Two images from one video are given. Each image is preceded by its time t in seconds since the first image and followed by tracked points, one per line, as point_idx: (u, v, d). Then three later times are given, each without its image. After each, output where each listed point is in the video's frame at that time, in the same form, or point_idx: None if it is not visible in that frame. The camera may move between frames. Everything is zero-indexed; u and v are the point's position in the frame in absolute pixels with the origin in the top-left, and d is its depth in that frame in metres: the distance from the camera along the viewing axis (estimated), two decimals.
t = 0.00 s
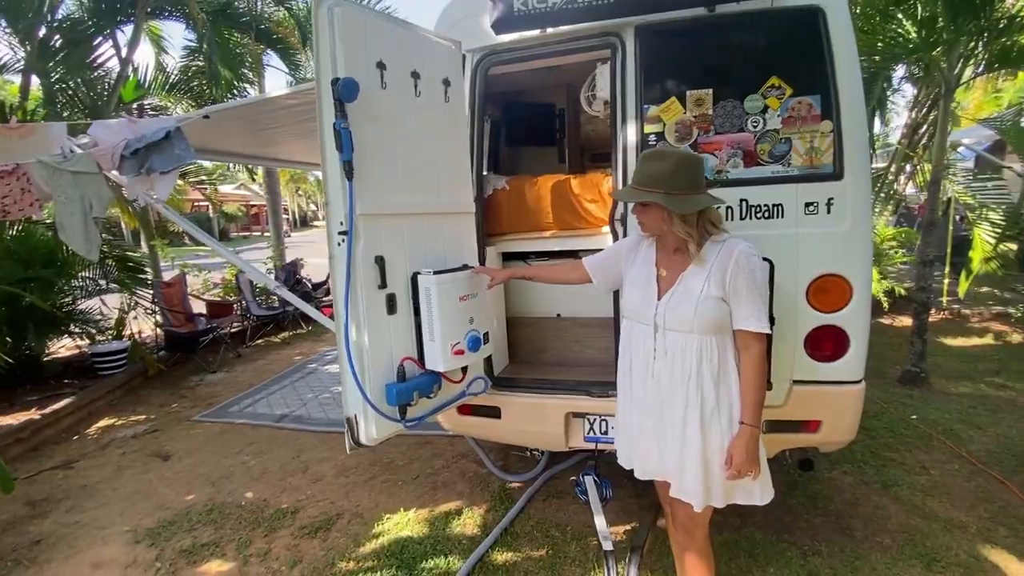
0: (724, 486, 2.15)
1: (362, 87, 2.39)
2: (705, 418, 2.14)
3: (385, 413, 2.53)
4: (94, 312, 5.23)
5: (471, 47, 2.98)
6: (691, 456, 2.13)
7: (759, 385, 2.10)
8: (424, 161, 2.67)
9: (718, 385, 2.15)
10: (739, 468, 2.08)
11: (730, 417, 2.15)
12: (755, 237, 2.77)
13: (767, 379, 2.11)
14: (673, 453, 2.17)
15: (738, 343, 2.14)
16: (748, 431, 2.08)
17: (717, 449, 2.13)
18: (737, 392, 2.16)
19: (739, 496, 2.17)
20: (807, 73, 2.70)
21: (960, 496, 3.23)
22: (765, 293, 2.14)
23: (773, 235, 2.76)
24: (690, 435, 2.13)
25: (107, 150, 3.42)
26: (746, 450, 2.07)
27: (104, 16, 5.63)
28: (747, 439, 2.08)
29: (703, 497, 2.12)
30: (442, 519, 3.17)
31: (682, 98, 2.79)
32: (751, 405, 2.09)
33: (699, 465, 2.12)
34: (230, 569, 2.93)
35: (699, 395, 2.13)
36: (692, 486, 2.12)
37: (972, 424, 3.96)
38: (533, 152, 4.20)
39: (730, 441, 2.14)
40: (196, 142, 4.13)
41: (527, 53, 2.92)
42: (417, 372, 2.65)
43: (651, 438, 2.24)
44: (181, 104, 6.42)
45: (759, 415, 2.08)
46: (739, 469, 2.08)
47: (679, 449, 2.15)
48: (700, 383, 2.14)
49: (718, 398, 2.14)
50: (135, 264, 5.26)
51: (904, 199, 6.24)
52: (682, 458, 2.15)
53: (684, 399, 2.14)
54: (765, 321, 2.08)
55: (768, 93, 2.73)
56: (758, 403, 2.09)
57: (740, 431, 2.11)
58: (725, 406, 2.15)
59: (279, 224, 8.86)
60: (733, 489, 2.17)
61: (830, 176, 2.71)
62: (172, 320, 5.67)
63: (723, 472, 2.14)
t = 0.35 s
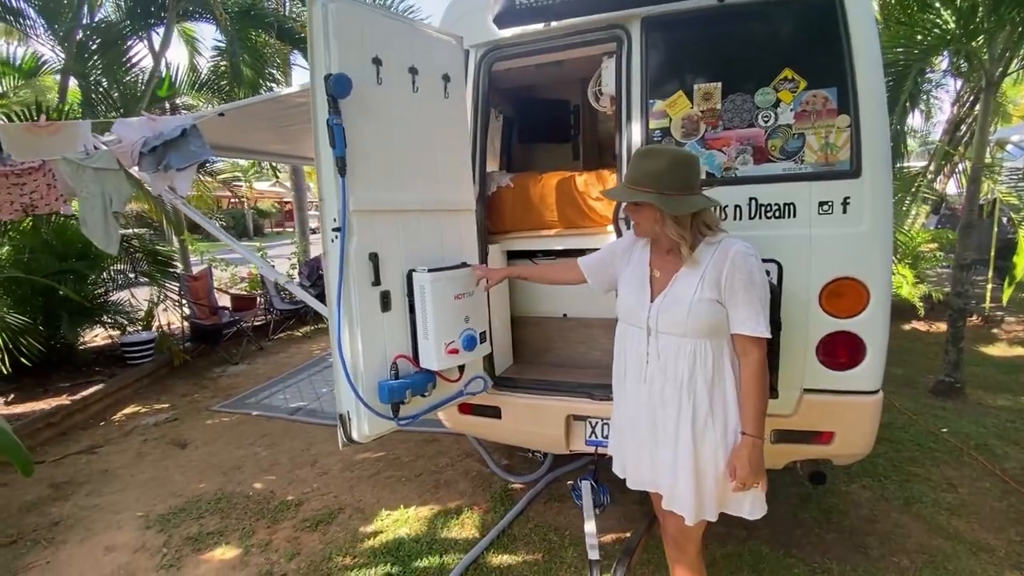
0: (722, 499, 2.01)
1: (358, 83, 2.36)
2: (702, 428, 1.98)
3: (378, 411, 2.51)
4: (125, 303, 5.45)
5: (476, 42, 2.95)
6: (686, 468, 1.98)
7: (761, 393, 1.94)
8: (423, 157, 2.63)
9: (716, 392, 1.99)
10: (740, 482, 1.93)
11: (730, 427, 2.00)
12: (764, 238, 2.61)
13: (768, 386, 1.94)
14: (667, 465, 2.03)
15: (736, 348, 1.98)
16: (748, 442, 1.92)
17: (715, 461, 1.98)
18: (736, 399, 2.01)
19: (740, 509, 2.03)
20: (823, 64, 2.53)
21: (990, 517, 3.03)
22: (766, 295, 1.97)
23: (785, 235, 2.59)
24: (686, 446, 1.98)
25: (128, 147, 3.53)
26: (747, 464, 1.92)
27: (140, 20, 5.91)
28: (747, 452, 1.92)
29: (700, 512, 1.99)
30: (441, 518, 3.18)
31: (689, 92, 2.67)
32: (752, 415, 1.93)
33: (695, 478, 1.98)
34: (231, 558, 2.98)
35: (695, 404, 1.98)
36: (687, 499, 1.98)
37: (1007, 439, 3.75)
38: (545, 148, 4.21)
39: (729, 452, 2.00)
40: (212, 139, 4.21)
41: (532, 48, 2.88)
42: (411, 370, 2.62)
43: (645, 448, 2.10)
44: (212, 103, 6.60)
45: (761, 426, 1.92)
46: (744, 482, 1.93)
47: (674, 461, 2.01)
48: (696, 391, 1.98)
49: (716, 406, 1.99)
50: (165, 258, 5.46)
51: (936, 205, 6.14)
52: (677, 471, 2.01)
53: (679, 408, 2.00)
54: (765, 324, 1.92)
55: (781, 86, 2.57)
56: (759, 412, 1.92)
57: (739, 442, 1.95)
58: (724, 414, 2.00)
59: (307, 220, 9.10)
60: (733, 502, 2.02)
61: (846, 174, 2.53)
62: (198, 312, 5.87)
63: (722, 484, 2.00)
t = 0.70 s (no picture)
0: (706, 519, 1.92)
1: (348, 80, 2.30)
2: (687, 443, 1.90)
3: (365, 414, 2.45)
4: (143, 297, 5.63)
5: (476, 39, 2.88)
6: (668, 485, 1.91)
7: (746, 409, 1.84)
8: (417, 155, 2.56)
9: (703, 407, 1.90)
10: (716, 502, 1.84)
11: (715, 443, 1.91)
12: (770, 243, 2.45)
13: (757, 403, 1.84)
14: (651, 481, 1.94)
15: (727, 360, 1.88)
16: (731, 461, 1.82)
17: (699, 480, 1.89)
18: (725, 415, 1.91)
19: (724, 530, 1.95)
20: (837, 58, 2.35)
21: (1016, 543, 2.83)
22: (762, 306, 1.87)
23: (792, 239, 2.42)
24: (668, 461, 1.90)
25: (137, 145, 3.60)
26: (726, 484, 1.82)
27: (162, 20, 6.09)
28: (726, 470, 1.83)
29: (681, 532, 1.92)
30: (435, 523, 3.12)
31: (694, 89, 2.52)
32: (738, 432, 1.83)
33: (677, 496, 1.90)
34: (225, 554, 2.97)
35: (680, 418, 1.89)
36: (669, 519, 1.91)
37: None
38: (556, 150, 4.27)
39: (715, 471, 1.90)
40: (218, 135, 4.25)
41: (533, 44, 2.79)
42: (400, 372, 2.56)
43: (628, 461, 2.02)
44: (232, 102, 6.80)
45: (744, 444, 1.83)
46: (719, 503, 1.84)
47: (656, 477, 1.93)
48: (682, 404, 1.90)
49: (703, 421, 1.90)
50: (183, 254, 5.68)
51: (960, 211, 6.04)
52: (658, 487, 1.93)
53: (664, 422, 1.91)
54: (758, 338, 1.82)
55: (791, 82, 2.40)
56: (744, 429, 1.83)
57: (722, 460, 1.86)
58: (711, 430, 1.91)
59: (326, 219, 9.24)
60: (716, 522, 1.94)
61: (861, 175, 2.35)
62: (213, 308, 5.99)
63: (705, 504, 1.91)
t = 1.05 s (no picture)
0: (687, 538, 1.86)
1: (336, 80, 2.24)
2: (666, 458, 1.84)
3: (351, 417, 2.43)
4: (154, 293, 5.79)
5: (473, 39, 2.83)
6: (646, 500, 1.85)
7: (736, 424, 1.77)
8: (407, 155, 2.51)
9: (685, 420, 1.84)
10: (707, 521, 1.77)
11: (699, 458, 1.84)
12: (766, 250, 2.30)
13: (743, 418, 1.78)
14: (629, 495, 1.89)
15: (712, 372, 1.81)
16: (720, 478, 1.76)
17: (679, 496, 1.83)
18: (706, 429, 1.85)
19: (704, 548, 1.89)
20: (840, 58, 2.20)
21: None
22: (747, 318, 1.79)
23: (791, 247, 2.27)
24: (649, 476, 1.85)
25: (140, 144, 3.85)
26: (716, 502, 1.75)
27: (178, 21, 6.21)
28: (716, 488, 1.76)
29: (657, 549, 1.86)
30: (425, 527, 3.09)
31: (690, 90, 2.40)
32: (724, 448, 1.76)
33: (655, 511, 1.85)
34: (214, 552, 2.98)
35: (661, 430, 1.84)
36: (645, 534, 1.86)
37: None
38: (561, 150, 4.25)
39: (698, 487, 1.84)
40: (220, 134, 4.30)
41: (527, 45, 2.72)
42: (386, 375, 2.53)
43: (607, 474, 1.97)
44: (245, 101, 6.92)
45: (733, 461, 1.76)
46: (711, 522, 1.78)
47: (634, 492, 1.88)
48: (663, 417, 1.84)
49: (686, 435, 1.84)
50: (194, 251, 5.76)
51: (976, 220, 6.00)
52: (636, 502, 1.87)
53: (644, 434, 1.85)
54: (743, 350, 1.75)
55: (790, 84, 2.26)
56: (733, 445, 1.76)
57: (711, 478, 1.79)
58: (693, 444, 1.85)
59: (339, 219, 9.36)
60: (698, 540, 1.88)
61: (863, 181, 2.19)
62: (221, 305, 6.11)
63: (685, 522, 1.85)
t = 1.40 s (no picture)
0: (655, 543, 1.84)
1: (315, 82, 2.22)
2: (636, 460, 1.81)
3: (334, 418, 2.43)
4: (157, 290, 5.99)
5: (463, 41, 2.82)
6: (615, 501, 1.83)
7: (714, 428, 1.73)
8: (390, 156, 2.49)
9: (657, 423, 1.81)
10: (686, 526, 1.72)
11: (672, 461, 1.81)
12: (750, 257, 2.22)
13: (718, 421, 1.73)
14: (599, 499, 1.87)
15: (688, 374, 1.76)
16: (697, 482, 1.71)
17: (649, 499, 1.80)
18: (679, 433, 1.82)
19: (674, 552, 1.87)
20: (828, 61, 2.11)
21: None
22: (723, 320, 1.76)
23: (776, 255, 2.18)
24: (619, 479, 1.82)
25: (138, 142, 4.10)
26: (692, 507, 1.71)
27: (186, 23, 6.30)
28: (693, 491, 1.71)
29: (623, 551, 1.84)
30: (411, 528, 3.07)
31: (676, 93, 2.32)
32: (701, 452, 1.71)
33: (623, 513, 1.83)
34: (201, 549, 2.99)
35: (632, 433, 1.80)
36: (612, 539, 1.84)
37: None
38: (558, 152, 4.25)
39: (671, 490, 1.82)
40: (218, 135, 4.35)
41: (516, 47, 2.69)
42: (367, 376, 2.52)
43: (580, 476, 1.95)
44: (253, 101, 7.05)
45: (710, 464, 1.71)
46: (689, 527, 1.72)
47: (604, 493, 1.86)
48: (635, 420, 1.81)
49: (659, 438, 1.81)
50: (197, 251, 6.03)
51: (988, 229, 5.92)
52: (606, 505, 1.85)
53: (615, 436, 1.82)
54: (716, 349, 1.71)
55: (778, 88, 2.16)
56: (707, 448, 1.71)
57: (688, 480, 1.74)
58: (666, 447, 1.81)
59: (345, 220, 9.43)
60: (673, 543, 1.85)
61: (850, 187, 2.10)
62: (224, 303, 6.27)
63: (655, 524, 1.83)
